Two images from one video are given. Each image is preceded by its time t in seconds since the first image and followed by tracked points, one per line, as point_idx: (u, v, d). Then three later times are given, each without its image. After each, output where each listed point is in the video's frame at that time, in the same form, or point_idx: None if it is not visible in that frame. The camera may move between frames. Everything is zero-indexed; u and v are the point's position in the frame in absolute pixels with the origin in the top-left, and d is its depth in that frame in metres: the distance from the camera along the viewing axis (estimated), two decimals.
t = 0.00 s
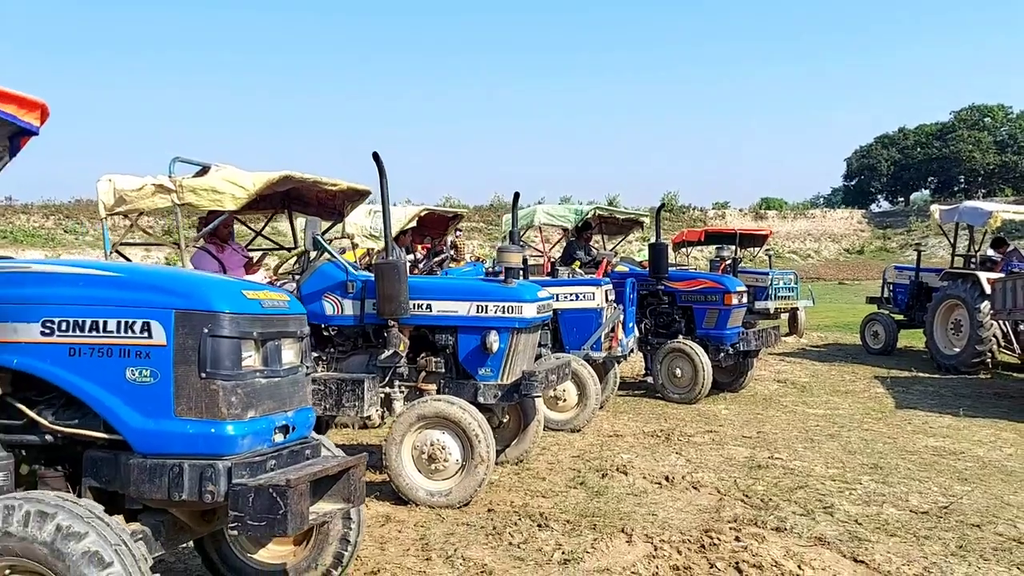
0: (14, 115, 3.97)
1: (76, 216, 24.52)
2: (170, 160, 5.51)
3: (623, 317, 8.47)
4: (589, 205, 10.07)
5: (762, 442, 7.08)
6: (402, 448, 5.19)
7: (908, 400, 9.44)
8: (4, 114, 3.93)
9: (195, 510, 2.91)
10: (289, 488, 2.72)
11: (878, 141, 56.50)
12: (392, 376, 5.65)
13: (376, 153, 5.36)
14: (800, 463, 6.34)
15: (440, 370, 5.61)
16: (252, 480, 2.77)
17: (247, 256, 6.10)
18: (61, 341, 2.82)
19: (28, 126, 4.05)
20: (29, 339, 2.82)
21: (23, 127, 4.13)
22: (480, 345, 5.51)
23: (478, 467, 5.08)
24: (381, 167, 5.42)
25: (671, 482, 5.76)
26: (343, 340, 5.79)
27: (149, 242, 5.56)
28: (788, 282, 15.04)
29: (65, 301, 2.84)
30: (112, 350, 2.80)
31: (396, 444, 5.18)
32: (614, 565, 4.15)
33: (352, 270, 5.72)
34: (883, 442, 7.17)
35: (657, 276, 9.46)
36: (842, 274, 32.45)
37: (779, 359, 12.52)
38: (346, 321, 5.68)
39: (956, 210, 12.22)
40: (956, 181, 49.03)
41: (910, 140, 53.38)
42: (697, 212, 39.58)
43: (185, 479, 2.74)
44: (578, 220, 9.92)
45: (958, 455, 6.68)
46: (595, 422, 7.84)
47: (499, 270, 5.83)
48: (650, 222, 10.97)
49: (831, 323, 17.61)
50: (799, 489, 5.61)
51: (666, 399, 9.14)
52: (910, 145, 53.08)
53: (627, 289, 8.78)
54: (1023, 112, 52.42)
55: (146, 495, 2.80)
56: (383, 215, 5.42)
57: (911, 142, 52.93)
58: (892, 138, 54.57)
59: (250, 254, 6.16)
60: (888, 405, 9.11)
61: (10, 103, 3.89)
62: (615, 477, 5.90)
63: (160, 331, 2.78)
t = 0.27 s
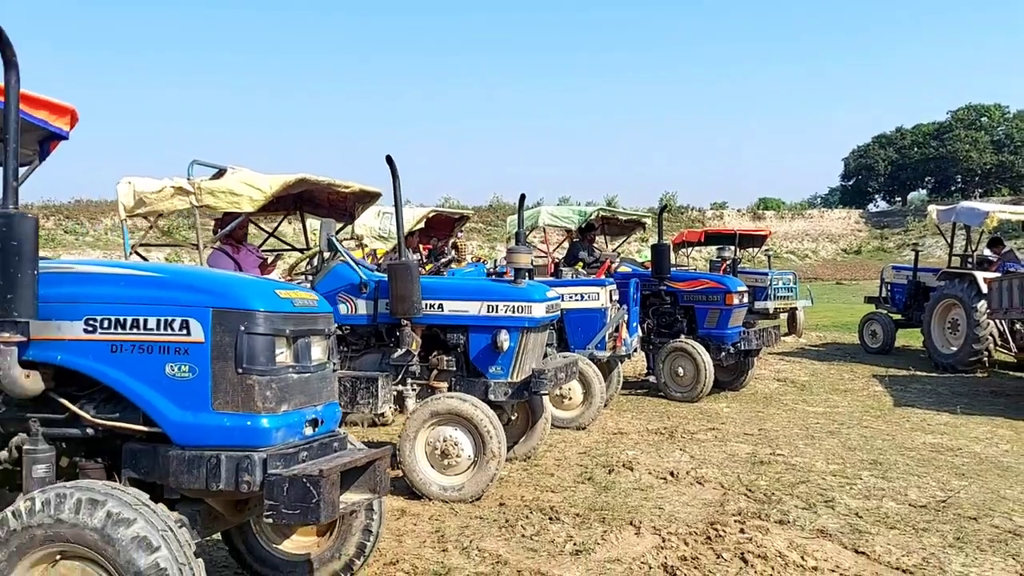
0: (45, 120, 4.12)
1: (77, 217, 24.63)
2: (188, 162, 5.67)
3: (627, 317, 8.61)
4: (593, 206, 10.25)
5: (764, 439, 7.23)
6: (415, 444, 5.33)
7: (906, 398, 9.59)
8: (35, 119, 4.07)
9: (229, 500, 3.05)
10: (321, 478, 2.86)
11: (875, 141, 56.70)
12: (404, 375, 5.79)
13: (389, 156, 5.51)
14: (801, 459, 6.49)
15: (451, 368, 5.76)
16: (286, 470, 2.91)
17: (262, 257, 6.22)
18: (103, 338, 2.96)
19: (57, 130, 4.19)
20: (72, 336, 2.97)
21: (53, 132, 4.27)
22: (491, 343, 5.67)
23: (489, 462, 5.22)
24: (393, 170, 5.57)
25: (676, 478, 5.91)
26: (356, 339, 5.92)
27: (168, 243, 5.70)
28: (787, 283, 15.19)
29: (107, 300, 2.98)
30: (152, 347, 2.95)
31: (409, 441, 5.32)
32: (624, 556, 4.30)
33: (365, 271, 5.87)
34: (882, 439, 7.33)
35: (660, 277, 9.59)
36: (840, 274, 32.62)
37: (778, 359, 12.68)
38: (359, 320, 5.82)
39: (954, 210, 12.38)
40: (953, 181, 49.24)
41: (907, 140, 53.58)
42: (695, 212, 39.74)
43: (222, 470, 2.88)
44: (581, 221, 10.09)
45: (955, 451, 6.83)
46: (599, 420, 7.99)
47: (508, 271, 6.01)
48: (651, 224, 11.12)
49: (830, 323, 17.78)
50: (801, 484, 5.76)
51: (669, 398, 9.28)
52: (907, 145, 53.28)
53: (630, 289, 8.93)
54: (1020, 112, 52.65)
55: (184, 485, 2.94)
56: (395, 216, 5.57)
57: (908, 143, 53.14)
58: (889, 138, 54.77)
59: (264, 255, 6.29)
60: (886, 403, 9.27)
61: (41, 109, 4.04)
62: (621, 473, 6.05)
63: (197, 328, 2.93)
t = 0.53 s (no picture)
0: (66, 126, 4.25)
1: (79, 215, 24.75)
2: (202, 165, 5.79)
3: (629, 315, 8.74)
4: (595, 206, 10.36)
5: (765, 435, 7.36)
6: (424, 440, 5.47)
7: (905, 394, 9.72)
8: (57, 124, 4.20)
9: (253, 492, 3.18)
10: (343, 470, 3.00)
11: (875, 138, 56.79)
12: (413, 372, 5.92)
13: (398, 159, 5.64)
14: (801, 454, 6.62)
15: (459, 366, 5.89)
16: (309, 463, 3.04)
17: (272, 258, 6.34)
18: (131, 338, 3.09)
19: (79, 136, 4.32)
20: (101, 336, 3.09)
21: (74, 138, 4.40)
22: (498, 342, 5.80)
23: (497, 457, 5.35)
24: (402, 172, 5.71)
25: (679, 472, 6.04)
26: (365, 338, 6.05)
27: (182, 244, 5.82)
28: (787, 280, 15.31)
29: (135, 301, 3.10)
30: (179, 346, 3.08)
31: (419, 437, 5.46)
32: (630, 547, 4.43)
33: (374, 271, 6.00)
34: (881, 434, 7.46)
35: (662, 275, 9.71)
36: (840, 272, 32.74)
37: (779, 356, 12.80)
38: (369, 319, 5.94)
39: (952, 209, 12.50)
40: (953, 178, 49.35)
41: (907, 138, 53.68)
42: (696, 210, 39.86)
43: (247, 463, 3.01)
44: (583, 220, 10.16)
45: (953, 446, 6.96)
46: (603, 417, 8.12)
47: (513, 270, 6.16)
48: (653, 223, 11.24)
49: (830, 320, 17.90)
50: (801, 478, 5.89)
51: (670, 395, 9.41)
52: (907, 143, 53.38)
53: (633, 288, 9.06)
54: (1019, 109, 52.74)
55: (210, 478, 3.06)
56: (404, 217, 5.70)
57: (908, 140, 53.23)
58: (889, 136, 54.86)
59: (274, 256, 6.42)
60: (885, 399, 9.40)
61: (63, 115, 4.17)
62: (625, 467, 6.18)
63: (223, 328, 3.06)
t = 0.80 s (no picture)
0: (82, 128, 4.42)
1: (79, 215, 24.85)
2: (211, 166, 5.92)
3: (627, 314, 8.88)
4: (594, 206, 10.50)
5: (761, 431, 7.51)
6: (428, 435, 5.61)
7: (899, 392, 9.87)
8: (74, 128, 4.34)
9: (267, 482, 3.32)
10: (355, 460, 3.13)
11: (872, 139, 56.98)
12: (417, 368, 6.05)
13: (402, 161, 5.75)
14: (796, 449, 6.76)
15: (461, 363, 6.04)
16: (322, 453, 3.18)
17: (278, 257, 6.47)
18: (151, 334, 3.22)
19: (94, 138, 4.44)
20: (123, 331, 3.22)
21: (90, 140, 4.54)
22: (500, 339, 5.95)
23: (500, 451, 5.49)
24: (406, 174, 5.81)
25: (677, 467, 6.18)
26: (370, 335, 6.19)
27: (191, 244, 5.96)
28: (784, 280, 15.45)
29: (154, 298, 3.23)
30: (198, 341, 3.21)
31: (423, 431, 5.60)
32: (629, 537, 4.57)
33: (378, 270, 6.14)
34: (875, 431, 7.60)
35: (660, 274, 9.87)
36: (836, 271, 32.92)
37: (775, 354, 12.94)
38: (373, 317, 6.09)
39: (947, 209, 12.66)
40: (950, 179, 49.55)
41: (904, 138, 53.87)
42: (693, 210, 40.02)
43: (263, 454, 3.15)
44: (582, 220, 10.28)
45: (945, 442, 7.11)
46: (602, 413, 8.26)
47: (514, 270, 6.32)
48: (651, 223, 11.38)
49: (827, 320, 18.05)
50: (796, 472, 6.03)
51: (668, 392, 9.55)
52: (904, 143, 53.57)
53: (631, 287, 9.20)
54: (1016, 109, 52.94)
55: (227, 467, 3.20)
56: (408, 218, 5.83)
57: (905, 140, 53.41)
58: (886, 136, 55.05)
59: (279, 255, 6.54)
60: (880, 397, 9.55)
61: (81, 118, 4.30)
62: (624, 462, 6.32)
63: (240, 323, 3.19)
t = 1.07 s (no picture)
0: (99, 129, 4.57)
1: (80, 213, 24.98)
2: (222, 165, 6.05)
3: (628, 311, 9.03)
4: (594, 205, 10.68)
5: (758, 425, 7.65)
6: (434, 428, 5.75)
7: (895, 388, 10.02)
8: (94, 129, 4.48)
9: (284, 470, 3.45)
10: (369, 449, 3.27)
11: (870, 137, 57.13)
12: (422, 363, 6.17)
13: (409, 161, 5.89)
14: (793, 443, 6.91)
15: (466, 358, 6.18)
16: (337, 442, 3.32)
17: (285, 255, 6.61)
18: (173, 327, 3.35)
19: (111, 138, 4.57)
20: (145, 325, 3.36)
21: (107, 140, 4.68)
22: (504, 334, 6.09)
23: (504, 444, 5.63)
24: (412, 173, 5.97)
25: (676, 460, 6.33)
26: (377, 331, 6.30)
27: (201, 241, 6.09)
28: (782, 278, 15.60)
29: (176, 294, 3.36)
30: (218, 334, 3.34)
31: (429, 425, 5.74)
32: (630, 526, 4.72)
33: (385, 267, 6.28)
34: (870, 425, 7.75)
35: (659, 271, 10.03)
36: (834, 269, 33.08)
37: (773, 351, 13.09)
38: (380, 313, 6.21)
39: (943, 208, 12.80)
40: (948, 177, 49.70)
41: (902, 136, 54.04)
42: (692, 208, 40.17)
43: (281, 442, 3.28)
44: (583, 219, 10.49)
45: (939, 436, 7.25)
46: (602, 409, 8.40)
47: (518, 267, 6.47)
48: (650, 221, 11.53)
49: (824, 318, 18.20)
50: (792, 465, 6.18)
51: (667, 388, 9.70)
52: (902, 141, 53.73)
53: (632, 284, 9.36)
54: (1013, 108, 53.10)
55: (246, 455, 3.33)
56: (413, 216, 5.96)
57: (903, 139, 53.57)
58: (885, 134, 55.20)
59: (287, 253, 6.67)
60: (876, 393, 9.69)
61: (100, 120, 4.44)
62: (625, 455, 6.46)
63: (258, 317, 3.33)
